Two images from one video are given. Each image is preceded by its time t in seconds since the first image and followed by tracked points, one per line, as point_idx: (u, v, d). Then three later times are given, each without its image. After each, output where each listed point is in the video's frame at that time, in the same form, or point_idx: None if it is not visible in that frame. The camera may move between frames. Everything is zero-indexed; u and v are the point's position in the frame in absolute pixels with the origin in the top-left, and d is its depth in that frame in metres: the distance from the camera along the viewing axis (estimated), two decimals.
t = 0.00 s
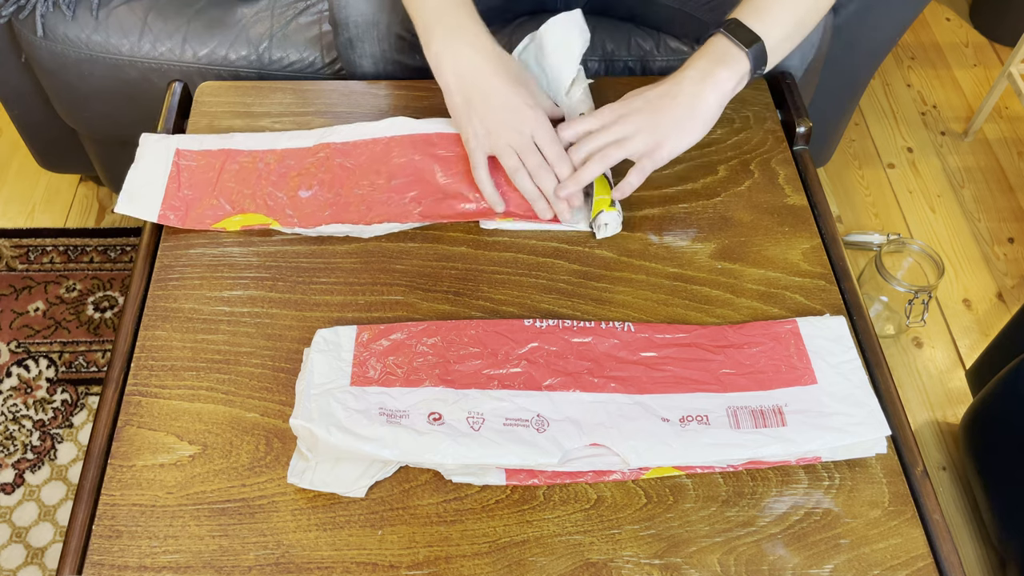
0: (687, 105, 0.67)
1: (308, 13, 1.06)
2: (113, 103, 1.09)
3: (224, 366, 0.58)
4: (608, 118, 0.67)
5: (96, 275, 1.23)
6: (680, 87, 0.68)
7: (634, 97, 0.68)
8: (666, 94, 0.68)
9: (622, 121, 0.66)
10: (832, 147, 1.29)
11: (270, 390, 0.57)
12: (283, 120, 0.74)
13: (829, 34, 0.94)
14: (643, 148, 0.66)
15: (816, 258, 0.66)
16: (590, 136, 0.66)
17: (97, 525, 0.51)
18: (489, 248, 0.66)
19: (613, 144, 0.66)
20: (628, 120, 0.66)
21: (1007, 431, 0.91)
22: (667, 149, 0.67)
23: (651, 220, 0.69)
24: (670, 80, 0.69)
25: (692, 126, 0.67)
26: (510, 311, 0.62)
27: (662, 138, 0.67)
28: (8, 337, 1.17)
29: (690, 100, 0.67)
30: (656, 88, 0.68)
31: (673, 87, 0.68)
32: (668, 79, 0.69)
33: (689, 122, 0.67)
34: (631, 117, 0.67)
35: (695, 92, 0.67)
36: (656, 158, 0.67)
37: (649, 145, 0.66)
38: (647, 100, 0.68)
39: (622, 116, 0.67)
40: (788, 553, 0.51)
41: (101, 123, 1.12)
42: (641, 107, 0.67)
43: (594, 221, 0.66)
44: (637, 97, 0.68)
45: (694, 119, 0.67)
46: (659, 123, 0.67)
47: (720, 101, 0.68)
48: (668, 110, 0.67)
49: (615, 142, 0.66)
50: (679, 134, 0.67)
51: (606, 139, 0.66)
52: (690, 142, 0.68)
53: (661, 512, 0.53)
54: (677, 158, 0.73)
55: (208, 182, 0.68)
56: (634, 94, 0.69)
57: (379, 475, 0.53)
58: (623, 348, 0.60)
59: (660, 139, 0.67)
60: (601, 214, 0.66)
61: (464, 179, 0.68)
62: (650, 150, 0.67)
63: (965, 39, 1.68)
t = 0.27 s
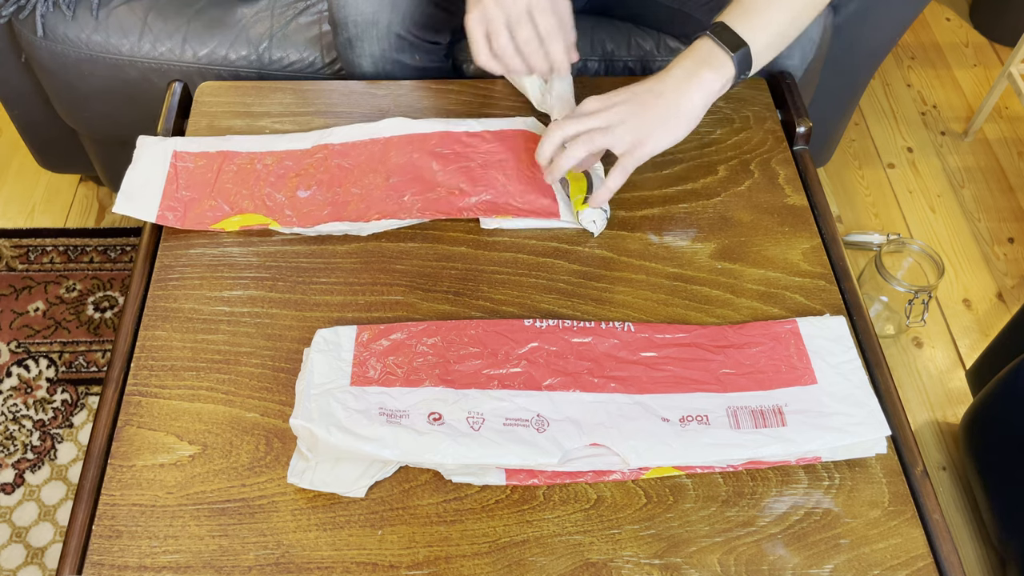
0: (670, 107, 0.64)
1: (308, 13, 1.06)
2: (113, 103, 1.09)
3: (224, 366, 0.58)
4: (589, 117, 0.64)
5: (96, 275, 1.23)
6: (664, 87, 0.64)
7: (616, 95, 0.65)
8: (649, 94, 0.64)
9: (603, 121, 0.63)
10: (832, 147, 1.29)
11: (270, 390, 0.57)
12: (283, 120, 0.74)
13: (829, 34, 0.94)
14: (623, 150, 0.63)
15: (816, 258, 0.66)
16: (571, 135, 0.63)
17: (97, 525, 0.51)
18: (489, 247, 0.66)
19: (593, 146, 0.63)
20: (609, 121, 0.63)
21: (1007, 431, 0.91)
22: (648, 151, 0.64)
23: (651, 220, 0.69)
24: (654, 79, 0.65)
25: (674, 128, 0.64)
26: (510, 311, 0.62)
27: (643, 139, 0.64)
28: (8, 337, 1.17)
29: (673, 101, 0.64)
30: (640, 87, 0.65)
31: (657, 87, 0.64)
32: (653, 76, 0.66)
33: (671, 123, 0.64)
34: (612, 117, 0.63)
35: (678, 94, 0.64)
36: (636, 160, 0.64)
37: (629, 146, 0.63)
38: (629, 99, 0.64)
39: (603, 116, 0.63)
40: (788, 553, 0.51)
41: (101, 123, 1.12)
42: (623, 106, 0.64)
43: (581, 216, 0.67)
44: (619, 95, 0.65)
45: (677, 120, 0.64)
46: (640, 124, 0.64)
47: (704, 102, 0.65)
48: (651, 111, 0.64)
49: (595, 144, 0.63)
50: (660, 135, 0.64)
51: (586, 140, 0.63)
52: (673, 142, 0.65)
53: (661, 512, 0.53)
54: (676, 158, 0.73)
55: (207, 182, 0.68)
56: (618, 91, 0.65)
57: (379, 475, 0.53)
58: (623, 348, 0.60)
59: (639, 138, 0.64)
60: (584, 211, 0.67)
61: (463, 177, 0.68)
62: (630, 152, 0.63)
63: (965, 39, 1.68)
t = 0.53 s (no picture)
0: (691, 113, 0.66)
1: (308, 13, 1.06)
2: (113, 104, 1.09)
3: (223, 366, 0.58)
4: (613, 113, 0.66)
5: (96, 275, 1.23)
6: (689, 94, 0.66)
7: (642, 98, 0.67)
8: (674, 99, 0.66)
9: (626, 120, 0.65)
10: (832, 147, 1.29)
11: (270, 390, 0.57)
12: (283, 120, 0.74)
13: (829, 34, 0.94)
14: (640, 149, 0.65)
15: (816, 258, 0.66)
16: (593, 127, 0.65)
17: (97, 525, 0.51)
18: (489, 247, 0.66)
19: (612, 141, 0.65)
20: (631, 119, 0.65)
21: (1007, 431, 0.91)
22: (664, 155, 0.66)
23: (651, 220, 0.69)
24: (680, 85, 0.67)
25: (694, 135, 0.66)
26: (510, 311, 0.62)
27: (662, 142, 0.65)
28: (8, 337, 1.17)
29: (695, 109, 0.66)
30: (666, 91, 0.67)
31: (682, 93, 0.67)
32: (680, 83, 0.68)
33: (691, 131, 0.66)
34: (635, 117, 0.65)
35: (701, 102, 0.66)
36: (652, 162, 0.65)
37: (646, 147, 0.65)
38: (654, 103, 0.66)
39: (627, 115, 0.65)
40: (788, 553, 0.51)
41: (101, 123, 1.12)
42: (645, 108, 0.66)
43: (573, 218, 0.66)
44: (646, 98, 0.67)
45: (696, 127, 0.66)
46: (661, 127, 0.65)
47: (726, 114, 0.66)
48: (672, 115, 0.66)
49: (613, 139, 0.65)
50: (678, 139, 0.66)
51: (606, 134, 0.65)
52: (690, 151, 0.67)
53: (661, 512, 0.53)
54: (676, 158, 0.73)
55: (207, 181, 0.68)
56: (646, 93, 0.67)
57: (379, 475, 0.53)
58: (623, 348, 0.60)
59: (660, 142, 0.65)
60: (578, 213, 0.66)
61: (464, 175, 0.68)
62: (647, 152, 0.65)
63: (965, 39, 1.68)
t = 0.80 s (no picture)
0: (673, 117, 0.66)
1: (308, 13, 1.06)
2: (113, 104, 1.09)
3: (223, 366, 0.58)
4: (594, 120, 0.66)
5: (96, 275, 1.23)
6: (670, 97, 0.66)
7: (623, 102, 0.67)
8: (655, 103, 0.66)
9: (608, 126, 0.65)
10: (832, 147, 1.29)
11: (270, 390, 0.57)
12: (283, 120, 0.74)
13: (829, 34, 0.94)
14: (623, 155, 0.65)
15: (816, 258, 0.66)
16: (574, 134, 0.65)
17: (97, 525, 0.51)
18: (489, 247, 0.66)
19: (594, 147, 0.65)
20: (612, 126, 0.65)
21: (1007, 431, 0.91)
22: (647, 160, 0.66)
23: (651, 220, 0.69)
24: (662, 88, 0.67)
25: (676, 139, 0.66)
26: (510, 311, 0.62)
27: (644, 147, 0.65)
28: (8, 337, 1.17)
29: (677, 112, 0.66)
30: (648, 95, 0.67)
31: (663, 96, 0.66)
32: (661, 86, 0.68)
33: (673, 134, 0.66)
34: (616, 123, 0.65)
35: (683, 105, 0.66)
36: (635, 167, 0.65)
37: (629, 152, 0.65)
38: (635, 107, 0.66)
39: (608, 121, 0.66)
40: (788, 553, 0.51)
41: (101, 123, 1.12)
42: (626, 113, 0.66)
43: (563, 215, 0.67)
44: (627, 102, 0.67)
45: (678, 131, 0.66)
46: (643, 132, 0.65)
47: (707, 116, 0.66)
48: (654, 119, 0.66)
49: (595, 146, 0.65)
50: (661, 144, 0.66)
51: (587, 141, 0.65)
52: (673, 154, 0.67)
53: (661, 512, 0.53)
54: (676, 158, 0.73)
55: (208, 182, 0.68)
56: (626, 98, 0.67)
57: (379, 475, 0.53)
58: (623, 348, 0.60)
59: (642, 147, 0.65)
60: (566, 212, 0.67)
61: (465, 174, 0.68)
62: (630, 158, 0.65)
63: (965, 39, 1.68)
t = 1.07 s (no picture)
0: (649, 110, 0.65)
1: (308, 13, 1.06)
2: (113, 103, 1.09)
3: (224, 366, 0.58)
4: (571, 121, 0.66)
5: (96, 275, 1.23)
6: (645, 90, 0.66)
7: (600, 99, 0.67)
8: (630, 97, 0.66)
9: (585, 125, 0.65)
10: (832, 147, 1.30)
11: (270, 390, 0.57)
12: (283, 120, 0.74)
13: (829, 34, 0.94)
14: (602, 152, 0.65)
15: (816, 258, 0.66)
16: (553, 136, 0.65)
17: (97, 525, 0.51)
18: (489, 247, 0.66)
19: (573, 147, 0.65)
20: (589, 125, 0.65)
21: (1007, 431, 0.91)
22: (627, 155, 0.66)
23: (650, 220, 0.69)
24: (637, 82, 0.67)
25: (653, 132, 0.66)
26: (509, 311, 0.62)
27: (622, 143, 0.65)
28: (8, 337, 1.17)
29: (652, 104, 0.65)
30: (623, 90, 0.67)
31: (638, 90, 0.66)
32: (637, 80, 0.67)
33: (650, 127, 0.65)
34: (593, 121, 0.66)
35: (657, 97, 0.65)
36: (615, 163, 0.65)
37: (608, 149, 0.65)
38: (611, 104, 0.66)
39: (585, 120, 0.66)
40: (788, 553, 0.51)
41: (101, 124, 1.12)
42: (603, 110, 0.66)
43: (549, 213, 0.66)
44: (603, 100, 0.67)
45: (655, 123, 0.66)
46: (620, 128, 0.65)
47: (683, 106, 0.66)
48: (630, 114, 0.66)
49: (574, 146, 0.65)
50: (639, 139, 0.65)
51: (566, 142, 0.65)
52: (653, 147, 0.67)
53: (661, 512, 0.53)
54: (675, 158, 0.73)
55: (208, 181, 0.68)
56: (603, 95, 0.67)
57: (379, 475, 0.53)
58: (623, 348, 0.60)
59: (620, 143, 0.65)
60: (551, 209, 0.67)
61: (465, 173, 0.68)
62: (609, 155, 0.65)
63: (965, 39, 1.68)
